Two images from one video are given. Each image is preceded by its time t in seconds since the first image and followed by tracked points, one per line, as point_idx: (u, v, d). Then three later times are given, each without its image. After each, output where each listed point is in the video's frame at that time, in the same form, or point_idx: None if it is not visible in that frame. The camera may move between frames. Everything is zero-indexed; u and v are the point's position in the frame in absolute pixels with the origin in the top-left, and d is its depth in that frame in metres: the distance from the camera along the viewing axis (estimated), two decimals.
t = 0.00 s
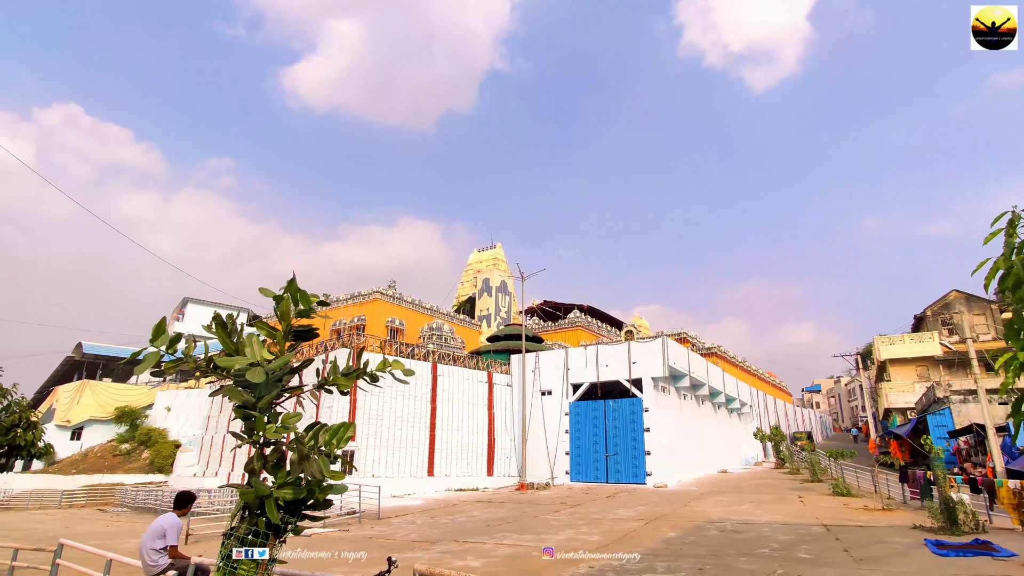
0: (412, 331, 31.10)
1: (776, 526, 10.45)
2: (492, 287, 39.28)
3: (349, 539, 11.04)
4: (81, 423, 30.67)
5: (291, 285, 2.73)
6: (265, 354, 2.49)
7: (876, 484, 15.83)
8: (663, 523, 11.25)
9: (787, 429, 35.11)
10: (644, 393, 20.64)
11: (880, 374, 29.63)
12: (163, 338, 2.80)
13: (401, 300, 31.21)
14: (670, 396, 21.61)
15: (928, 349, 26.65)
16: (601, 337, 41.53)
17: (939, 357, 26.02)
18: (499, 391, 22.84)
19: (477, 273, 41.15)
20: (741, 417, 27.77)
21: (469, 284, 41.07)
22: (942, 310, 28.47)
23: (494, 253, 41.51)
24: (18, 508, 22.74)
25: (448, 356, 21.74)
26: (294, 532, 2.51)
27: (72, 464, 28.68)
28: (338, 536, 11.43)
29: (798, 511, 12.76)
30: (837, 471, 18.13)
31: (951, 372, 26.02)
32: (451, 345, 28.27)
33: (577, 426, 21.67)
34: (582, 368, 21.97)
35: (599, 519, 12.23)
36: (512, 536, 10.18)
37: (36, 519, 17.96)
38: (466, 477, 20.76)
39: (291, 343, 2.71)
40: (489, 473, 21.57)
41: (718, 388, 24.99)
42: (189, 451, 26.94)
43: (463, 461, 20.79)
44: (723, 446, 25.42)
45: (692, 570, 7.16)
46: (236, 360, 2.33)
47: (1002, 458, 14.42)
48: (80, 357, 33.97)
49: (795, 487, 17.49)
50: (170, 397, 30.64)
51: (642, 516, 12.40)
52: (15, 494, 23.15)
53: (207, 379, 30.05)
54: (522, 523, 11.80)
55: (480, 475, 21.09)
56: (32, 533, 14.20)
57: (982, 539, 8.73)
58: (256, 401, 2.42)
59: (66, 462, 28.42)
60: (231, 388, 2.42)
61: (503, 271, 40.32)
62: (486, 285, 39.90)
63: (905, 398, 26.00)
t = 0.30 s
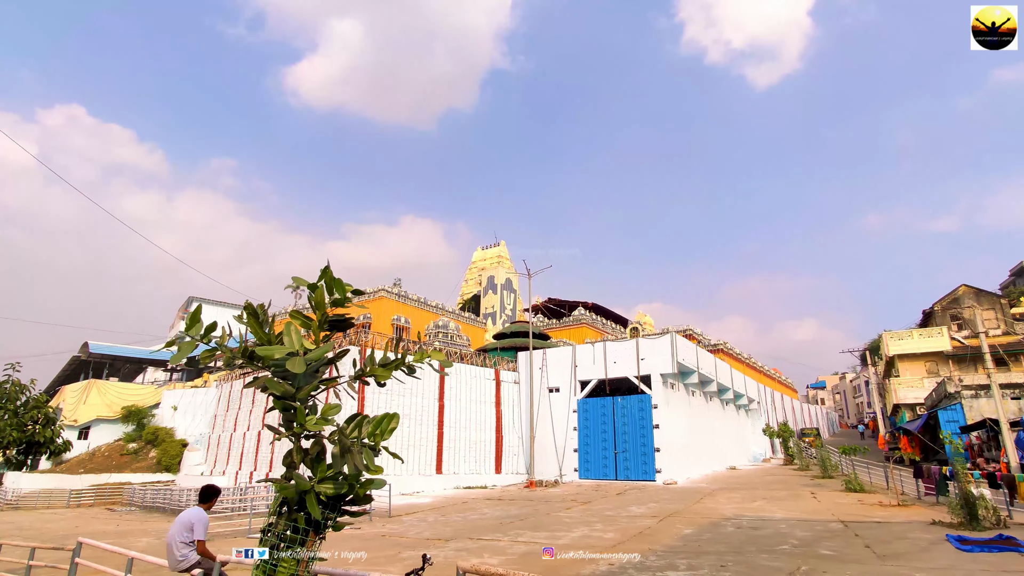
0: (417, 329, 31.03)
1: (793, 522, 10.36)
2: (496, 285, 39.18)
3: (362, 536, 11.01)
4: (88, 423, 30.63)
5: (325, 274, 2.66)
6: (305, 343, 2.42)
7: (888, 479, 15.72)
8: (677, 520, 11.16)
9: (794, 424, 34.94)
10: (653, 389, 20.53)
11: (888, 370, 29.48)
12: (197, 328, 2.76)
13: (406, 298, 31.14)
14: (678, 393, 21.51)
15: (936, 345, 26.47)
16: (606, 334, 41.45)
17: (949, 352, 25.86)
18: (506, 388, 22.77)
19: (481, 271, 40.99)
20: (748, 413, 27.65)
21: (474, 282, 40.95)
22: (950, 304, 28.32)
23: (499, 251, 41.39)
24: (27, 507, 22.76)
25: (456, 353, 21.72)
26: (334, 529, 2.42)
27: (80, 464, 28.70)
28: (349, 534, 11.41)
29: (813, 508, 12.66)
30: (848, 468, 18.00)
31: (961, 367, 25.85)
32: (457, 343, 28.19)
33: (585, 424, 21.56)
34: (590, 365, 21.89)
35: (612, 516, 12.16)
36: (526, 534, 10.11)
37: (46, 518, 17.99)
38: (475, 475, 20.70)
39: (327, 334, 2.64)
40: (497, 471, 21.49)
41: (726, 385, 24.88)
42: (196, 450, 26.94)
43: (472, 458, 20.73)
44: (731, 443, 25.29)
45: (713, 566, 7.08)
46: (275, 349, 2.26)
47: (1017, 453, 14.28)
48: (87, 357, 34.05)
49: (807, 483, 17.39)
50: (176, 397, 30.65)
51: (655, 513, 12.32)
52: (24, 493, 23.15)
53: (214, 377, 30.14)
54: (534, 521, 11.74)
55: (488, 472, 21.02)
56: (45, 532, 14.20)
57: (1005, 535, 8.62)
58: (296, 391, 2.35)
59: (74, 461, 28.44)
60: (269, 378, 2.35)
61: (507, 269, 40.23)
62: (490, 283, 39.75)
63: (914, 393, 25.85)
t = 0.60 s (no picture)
0: (423, 327, 30.95)
1: (808, 522, 10.22)
2: (501, 283, 39.04)
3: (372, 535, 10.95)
4: (94, 421, 30.49)
5: (359, 266, 2.56)
6: (342, 336, 2.33)
7: (901, 479, 15.58)
8: (690, 520, 11.05)
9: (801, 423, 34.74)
10: (661, 388, 20.42)
11: (897, 369, 29.27)
12: (229, 321, 2.70)
13: (412, 296, 31.05)
14: (686, 392, 21.38)
15: (946, 343, 26.26)
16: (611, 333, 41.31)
17: (959, 351, 25.66)
18: (513, 386, 22.66)
19: (486, 270, 40.72)
20: (756, 412, 27.50)
21: (478, 281, 40.78)
22: (960, 303, 28.11)
23: (503, 249, 41.18)
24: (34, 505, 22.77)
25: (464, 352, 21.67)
26: (372, 530, 2.32)
27: (86, 462, 28.72)
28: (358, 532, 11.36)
29: (826, 507, 12.53)
30: (859, 467, 17.86)
31: (971, 366, 25.63)
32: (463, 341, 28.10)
33: (593, 423, 21.44)
34: (597, 364, 21.78)
35: (623, 515, 12.05)
36: (539, 533, 10.01)
37: (54, 516, 18.01)
38: (483, 474, 20.59)
39: (360, 327, 2.54)
40: (504, 469, 21.35)
41: (734, 383, 24.72)
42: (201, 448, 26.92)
43: (479, 457, 20.62)
44: (739, 442, 25.18)
45: (733, 567, 6.95)
46: (312, 342, 2.16)
47: None
48: (92, 355, 34.10)
49: (817, 482, 17.25)
50: (182, 395, 30.67)
51: (667, 512, 12.19)
52: (31, 491, 23.14)
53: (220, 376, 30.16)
54: (546, 520, 11.64)
55: (496, 471, 20.90)
56: (53, 530, 14.17)
57: None
58: (333, 385, 2.25)
59: (80, 460, 28.44)
60: (307, 372, 2.26)
61: (511, 267, 40.08)
62: (495, 282, 39.56)
63: (922, 392, 25.67)
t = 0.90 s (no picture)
0: (427, 326, 30.88)
1: (821, 522, 10.13)
2: (505, 283, 38.94)
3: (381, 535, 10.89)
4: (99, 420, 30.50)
5: (392, 257, 2.47)
6: (381, 328, 2.26)
7: (911, 480, 15.45)
8: (702, 520, 10.95)
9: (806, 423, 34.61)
10: (668, 387, 20.32)
11: (902, 368, 29.14)
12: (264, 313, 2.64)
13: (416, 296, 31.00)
14: (693, 391, 21.29)
15: (952, 343, 26.12)
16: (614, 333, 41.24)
17: (965, 351, 25.53)
18: (518, 386, 22.60)
19: (489, 269, 40.44)
20: (761, 412, 27.39)
21: (481, 280, 40.47)
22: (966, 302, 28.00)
23: (506, 249, 40.99)
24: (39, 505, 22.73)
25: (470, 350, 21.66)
26: (411, 528, 2.25)
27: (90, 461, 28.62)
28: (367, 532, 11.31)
29: (838, 507, 12.42)
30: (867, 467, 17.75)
31: (978, 366, 25.51)
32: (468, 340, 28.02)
33: (599, 422, 21.38)
34: (603, 363, 21.70)
35: (633, 515, 11.97)
36: (550, 533, 9.94)
37: (60, 516, 17.98)
38: (489, 473, 20.51)
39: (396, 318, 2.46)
40: (510, 469, 21.24)
41: (740, 383, 24.63)
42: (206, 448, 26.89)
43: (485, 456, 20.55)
44: (745, 442, 25.09)
45: (751, 568, 6.86)
46: (352, 333, 2.09)
47: None
48: (96, 355, 34.07)
49: (826, 482, 17.14)
50: (186, 394, 30.64)
51: (677, 512, 12.09)
52: (36, 491, 23.09)
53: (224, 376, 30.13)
54: (556, 520, 11.57)
55: (502, 470, 20.81)
56: (59, 530, 14.13)
57: None
58: (373, 379, 2.19)
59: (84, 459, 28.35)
60: (346, 364, 2.20)
61: (515, 267, 39.96)
62: (499, 281, 39.39)
63: (929, 392, 25.55)
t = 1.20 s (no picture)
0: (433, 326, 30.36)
1: (838, 525, 9.99)
2: (509, 283, 38.78)
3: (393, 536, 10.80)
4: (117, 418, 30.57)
5: (437, 247, 2.34)
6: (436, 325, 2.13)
7: (925, 481, 15.25)
8: (716, 521, 10.84)
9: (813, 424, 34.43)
10: (676, 388, 20.16)
11: (911, 369, 28.93)
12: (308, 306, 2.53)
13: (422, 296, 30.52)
14: (701, 392, 21.13)
15: (961, 344, 25.90)
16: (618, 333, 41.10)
17: (975, 351, 25.34)
18: (525, 386, 22.48)
19: (493, 269, 40.25)
20: (769, 413, 27.24)
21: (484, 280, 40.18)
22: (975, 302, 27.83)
23: (510, 249, 40.82)
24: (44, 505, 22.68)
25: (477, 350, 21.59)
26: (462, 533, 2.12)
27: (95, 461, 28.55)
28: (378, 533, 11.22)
29: (853, 509, 12.25)
30: (879, 469, 17.57)
31: (987, 366, 25.31)
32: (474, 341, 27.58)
33: (606, 422, 21.26)
34: (611, 363, 21.56)
35: (646, 517, 11.83)
36: (564, 534, 9.82)
37: (67, 515, 17.93)
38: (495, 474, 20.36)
39: (442, 313, 2.34)
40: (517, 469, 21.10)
41: (748, 383, 24.46)
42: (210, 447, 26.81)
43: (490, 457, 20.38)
44: (752, 442, 24.92)
45: (774, 572, 6.72)
46: (404, 328, 1.98)
47: None
48: (101, 354, 33.99)
49: (838, 484, 16.96)
50: (191, 394, 30.54)
51: (690, 514, 11.96)
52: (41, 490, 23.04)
53: (229, 376, 30.08)
54: (568, 521, 11.45)
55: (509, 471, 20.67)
56: (65, 530, 14.04)
57: None
58: (424, 375, 2.08)
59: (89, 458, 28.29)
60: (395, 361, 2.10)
61: (518, 267, 39.82)
62: (504, 281, 39.14)
63: (938, 393, 25.32)
